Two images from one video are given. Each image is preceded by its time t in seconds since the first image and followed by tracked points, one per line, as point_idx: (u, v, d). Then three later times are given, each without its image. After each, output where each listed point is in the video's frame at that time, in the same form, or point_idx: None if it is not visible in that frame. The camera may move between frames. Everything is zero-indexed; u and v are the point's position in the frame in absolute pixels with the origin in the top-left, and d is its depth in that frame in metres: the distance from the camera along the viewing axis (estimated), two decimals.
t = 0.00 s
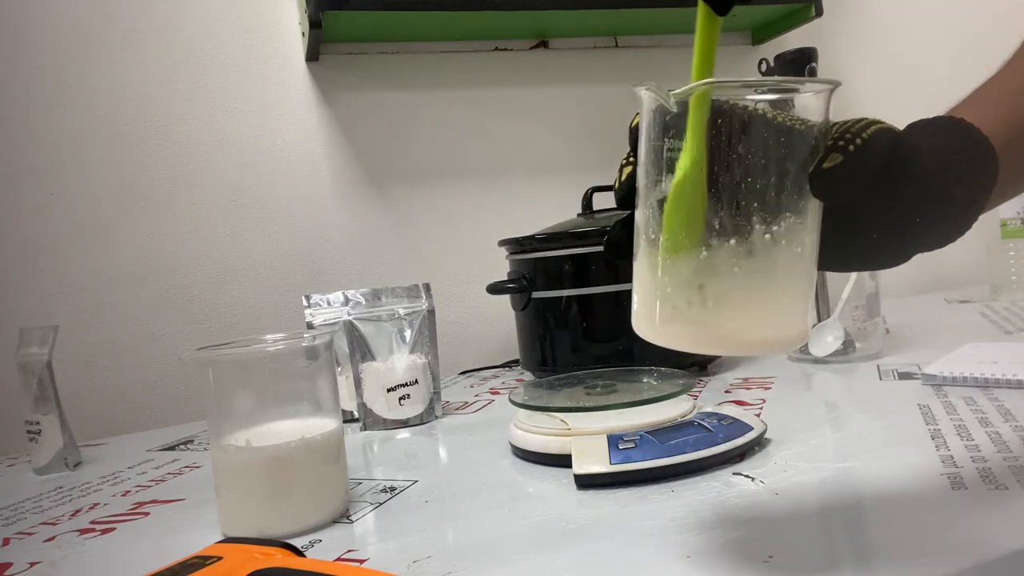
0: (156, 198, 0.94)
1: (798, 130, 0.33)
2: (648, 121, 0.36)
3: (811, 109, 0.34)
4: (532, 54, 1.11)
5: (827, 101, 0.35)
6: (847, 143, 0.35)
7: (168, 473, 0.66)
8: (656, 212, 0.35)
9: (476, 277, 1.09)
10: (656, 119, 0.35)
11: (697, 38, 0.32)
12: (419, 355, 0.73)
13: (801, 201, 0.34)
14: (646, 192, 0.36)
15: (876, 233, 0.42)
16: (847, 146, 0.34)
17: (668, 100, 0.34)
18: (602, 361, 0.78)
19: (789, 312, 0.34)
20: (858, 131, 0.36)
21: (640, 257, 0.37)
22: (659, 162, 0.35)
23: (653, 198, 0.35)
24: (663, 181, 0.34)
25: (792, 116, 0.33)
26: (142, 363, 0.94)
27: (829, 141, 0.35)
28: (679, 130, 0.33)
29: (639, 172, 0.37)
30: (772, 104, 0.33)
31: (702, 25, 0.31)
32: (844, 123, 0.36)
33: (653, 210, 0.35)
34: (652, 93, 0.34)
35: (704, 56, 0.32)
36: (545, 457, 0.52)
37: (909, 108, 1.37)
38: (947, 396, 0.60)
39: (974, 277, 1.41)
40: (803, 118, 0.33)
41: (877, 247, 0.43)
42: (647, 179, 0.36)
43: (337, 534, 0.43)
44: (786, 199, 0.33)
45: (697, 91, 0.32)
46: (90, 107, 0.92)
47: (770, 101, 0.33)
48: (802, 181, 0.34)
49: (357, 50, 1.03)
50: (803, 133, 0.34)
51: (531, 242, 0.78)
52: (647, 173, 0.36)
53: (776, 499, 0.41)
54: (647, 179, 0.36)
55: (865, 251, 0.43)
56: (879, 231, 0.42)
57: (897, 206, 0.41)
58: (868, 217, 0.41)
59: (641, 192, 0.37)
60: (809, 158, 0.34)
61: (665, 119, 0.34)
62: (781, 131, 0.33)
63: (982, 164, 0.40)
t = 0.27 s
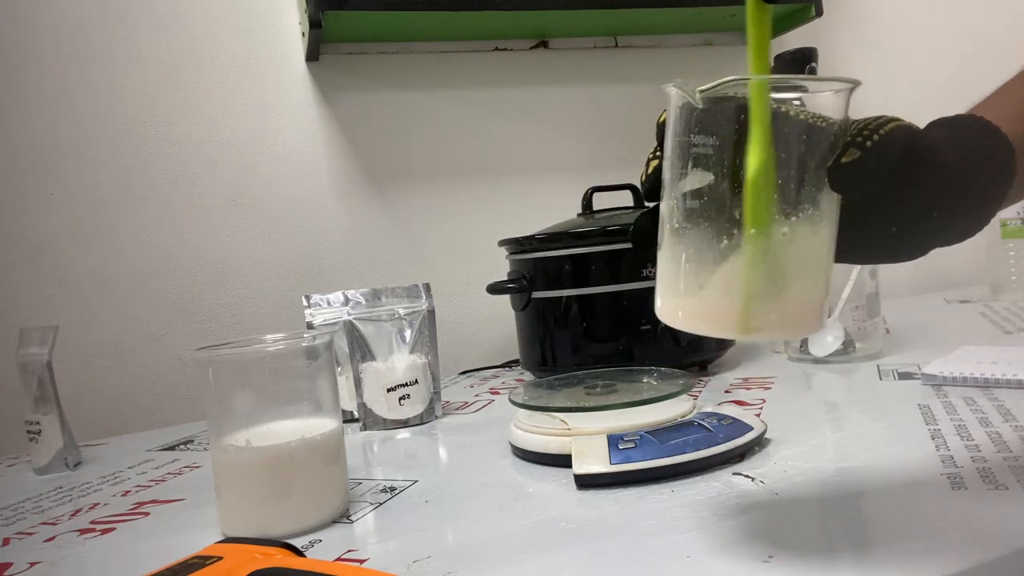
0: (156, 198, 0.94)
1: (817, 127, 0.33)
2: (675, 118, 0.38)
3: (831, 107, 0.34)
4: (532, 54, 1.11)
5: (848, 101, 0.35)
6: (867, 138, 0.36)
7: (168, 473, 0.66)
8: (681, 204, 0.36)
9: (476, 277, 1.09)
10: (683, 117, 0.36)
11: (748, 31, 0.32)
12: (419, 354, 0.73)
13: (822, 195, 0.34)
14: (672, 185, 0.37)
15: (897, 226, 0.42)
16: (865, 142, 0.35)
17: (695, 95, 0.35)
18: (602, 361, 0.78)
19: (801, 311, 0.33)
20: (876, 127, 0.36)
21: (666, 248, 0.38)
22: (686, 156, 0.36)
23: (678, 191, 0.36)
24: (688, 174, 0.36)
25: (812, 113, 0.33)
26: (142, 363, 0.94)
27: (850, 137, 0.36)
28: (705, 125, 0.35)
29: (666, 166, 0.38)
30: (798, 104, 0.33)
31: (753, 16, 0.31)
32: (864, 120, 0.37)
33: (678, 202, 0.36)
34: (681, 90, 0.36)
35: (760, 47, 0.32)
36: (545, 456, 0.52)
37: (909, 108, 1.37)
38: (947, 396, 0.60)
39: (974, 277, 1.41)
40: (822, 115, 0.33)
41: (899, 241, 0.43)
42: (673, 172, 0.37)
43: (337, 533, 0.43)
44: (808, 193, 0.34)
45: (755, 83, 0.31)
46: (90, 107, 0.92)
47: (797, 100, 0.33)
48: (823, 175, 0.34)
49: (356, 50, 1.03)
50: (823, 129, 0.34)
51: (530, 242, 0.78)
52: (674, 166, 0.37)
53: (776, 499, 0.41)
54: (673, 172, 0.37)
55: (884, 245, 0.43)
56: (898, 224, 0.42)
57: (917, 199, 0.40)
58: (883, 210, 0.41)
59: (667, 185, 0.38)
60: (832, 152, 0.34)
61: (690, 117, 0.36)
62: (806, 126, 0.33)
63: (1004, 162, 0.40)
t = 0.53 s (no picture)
0: (155, 198, 0.94)
1: (837, 123, 0.33)
2: (697, 115, 0.38)
3: (852, 104, 0.34)
4: (532, 54, 1.11)
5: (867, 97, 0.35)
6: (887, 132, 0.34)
7: (168, 473, 0.66)
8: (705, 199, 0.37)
9: (476, 277, 1.09)
10: (706, 115, 0.37)
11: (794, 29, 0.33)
12: (419, 354, 0.73)
13: (844, 189, 0.34)
14: (695, 181, 0.38)
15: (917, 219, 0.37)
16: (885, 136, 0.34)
17: (720, 94, 0.35)
18: (602, 361, 0.78)
19: (807, 306, 0.33)
20: (895, 122, 0.34)
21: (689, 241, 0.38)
22: (709, 153, 0.36)
23: (703, 186, 0.37)
24: (711, 170, 0.36)
25: (833, 110, 0.33)
26: (142, 363, 0.94)
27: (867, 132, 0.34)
28: (730, 123, 0.35)
29: (690, 163, 0.39)
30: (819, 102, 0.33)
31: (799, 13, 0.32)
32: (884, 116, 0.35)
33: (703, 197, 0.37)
34: (706, 89, 0.36)
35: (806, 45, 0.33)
36: (545, 456, 0.52)
37: (909, 108, 1.37)
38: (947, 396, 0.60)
39: (974, 277, 1.41)
40: (842, 112, 0.33)
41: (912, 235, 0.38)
42: (697, 168, 0.38)
43: (337, 533, 0.43)
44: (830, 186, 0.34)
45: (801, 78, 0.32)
46: (90, 107, 0.92)
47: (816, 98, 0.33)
48: (843, 170, 0.34)
49: (356, 50, 1.03)
50: (844, 126, 0.33)
51: (530, 242, 0.78)
52: (698, 162, 0.37)
53: (775, 499, 0.41)
54: (697, 167, 0.37)
55: (896, 237, 0.38)
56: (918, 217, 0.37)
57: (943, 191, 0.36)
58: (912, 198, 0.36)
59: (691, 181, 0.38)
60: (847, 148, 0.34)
61: (714, 114, 0.36)
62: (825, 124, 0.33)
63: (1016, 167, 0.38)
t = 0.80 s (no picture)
0: (155, 198, 0.94)
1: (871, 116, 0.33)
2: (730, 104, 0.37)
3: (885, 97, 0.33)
4: (532, 54, 1.11)
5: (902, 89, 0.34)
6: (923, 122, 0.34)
7: (168, 473, 0.66)
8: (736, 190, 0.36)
9: (476, 277, 1.09)
10: (737, 105, 0.36)
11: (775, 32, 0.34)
12: (419, 354, 0.73)
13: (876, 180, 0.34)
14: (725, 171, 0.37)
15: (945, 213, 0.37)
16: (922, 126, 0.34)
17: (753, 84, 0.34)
18: (603, 361, 0.78)
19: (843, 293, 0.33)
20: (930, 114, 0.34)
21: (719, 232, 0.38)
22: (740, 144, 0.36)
23: (733, 177, 0.36)
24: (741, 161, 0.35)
25: (866, 103, 0.33)
26: (142, 363, 0.94)
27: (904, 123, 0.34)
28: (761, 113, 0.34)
29: (721, 152, 0.38)
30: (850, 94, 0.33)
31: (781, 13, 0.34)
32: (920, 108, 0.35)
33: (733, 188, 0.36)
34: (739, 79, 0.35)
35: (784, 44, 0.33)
36: (545, 457, 0.52)
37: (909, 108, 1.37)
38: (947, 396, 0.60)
39: (974, 277, 1.41)
40: (876, 105, 0.33)
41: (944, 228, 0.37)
42: (727, 159, 0.37)
43: (337, 534, 0.43)
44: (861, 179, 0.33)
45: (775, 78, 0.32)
46: (90, 107, 0.92)
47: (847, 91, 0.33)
48: (876, 161, 0.33)
49: (357, 50, 1.03)
50: (877, 118, 0.33)
51: (530, 242, 0.78)
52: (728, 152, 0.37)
53: (775, 499, 0.41)
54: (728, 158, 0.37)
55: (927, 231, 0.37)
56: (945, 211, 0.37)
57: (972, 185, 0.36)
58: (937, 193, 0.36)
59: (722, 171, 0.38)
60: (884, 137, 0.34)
61: (746, 105, 0.35)
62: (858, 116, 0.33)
63: None
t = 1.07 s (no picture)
0: (155, 198, 0.94)
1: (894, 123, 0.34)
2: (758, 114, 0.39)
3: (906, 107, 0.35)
4: (532, 54, 1.11)
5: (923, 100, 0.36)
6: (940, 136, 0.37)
7: (168, 473, 0.66)
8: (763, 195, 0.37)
9: (476, 277, 1.09)
10: (765, 113, 0.38)
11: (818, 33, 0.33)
12: (419, 354, 0.73)
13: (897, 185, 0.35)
14: (752, 176, 0.39)
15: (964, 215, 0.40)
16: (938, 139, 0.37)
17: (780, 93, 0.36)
18: (603, 361, 0.78)
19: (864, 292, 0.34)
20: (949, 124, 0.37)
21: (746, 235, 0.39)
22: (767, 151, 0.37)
23: (760, 181, 0.38)
24: (768, 167, 0.37)
25: (890, 110, 0.34)
26: (142, 363, 0.94)
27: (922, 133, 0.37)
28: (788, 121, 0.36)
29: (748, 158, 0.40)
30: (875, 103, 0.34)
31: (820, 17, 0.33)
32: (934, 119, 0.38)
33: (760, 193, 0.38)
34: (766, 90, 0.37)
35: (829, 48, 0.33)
36: (544, 457, 0.52)
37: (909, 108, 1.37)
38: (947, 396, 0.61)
39: (974, 278, 1.41)
40: (899, 112, 0.35)
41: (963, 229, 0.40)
42: (755, 165, 0.39)
43: (337, 534, 0.43)
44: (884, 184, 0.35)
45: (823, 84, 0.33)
46: (90, 107, 0.92)
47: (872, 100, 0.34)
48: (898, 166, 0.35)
49: (357, 51, 1.03)
50: (900, 125, 0.35)
51: (531, 242, 0.78)
52: (756, 158, 0.38)
53: (775, 499, 0.41)
54: (756, 163, 0.38)
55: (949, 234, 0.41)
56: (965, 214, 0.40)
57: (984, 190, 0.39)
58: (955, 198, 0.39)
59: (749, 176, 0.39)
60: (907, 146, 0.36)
61: (774, 114, 0.37)
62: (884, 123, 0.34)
63: None
